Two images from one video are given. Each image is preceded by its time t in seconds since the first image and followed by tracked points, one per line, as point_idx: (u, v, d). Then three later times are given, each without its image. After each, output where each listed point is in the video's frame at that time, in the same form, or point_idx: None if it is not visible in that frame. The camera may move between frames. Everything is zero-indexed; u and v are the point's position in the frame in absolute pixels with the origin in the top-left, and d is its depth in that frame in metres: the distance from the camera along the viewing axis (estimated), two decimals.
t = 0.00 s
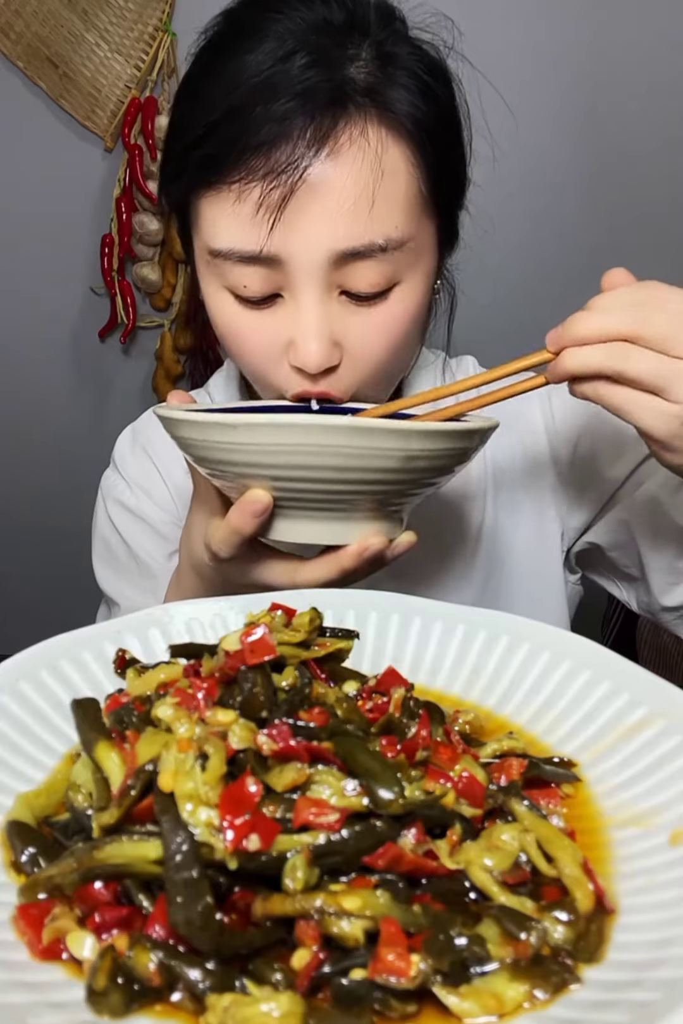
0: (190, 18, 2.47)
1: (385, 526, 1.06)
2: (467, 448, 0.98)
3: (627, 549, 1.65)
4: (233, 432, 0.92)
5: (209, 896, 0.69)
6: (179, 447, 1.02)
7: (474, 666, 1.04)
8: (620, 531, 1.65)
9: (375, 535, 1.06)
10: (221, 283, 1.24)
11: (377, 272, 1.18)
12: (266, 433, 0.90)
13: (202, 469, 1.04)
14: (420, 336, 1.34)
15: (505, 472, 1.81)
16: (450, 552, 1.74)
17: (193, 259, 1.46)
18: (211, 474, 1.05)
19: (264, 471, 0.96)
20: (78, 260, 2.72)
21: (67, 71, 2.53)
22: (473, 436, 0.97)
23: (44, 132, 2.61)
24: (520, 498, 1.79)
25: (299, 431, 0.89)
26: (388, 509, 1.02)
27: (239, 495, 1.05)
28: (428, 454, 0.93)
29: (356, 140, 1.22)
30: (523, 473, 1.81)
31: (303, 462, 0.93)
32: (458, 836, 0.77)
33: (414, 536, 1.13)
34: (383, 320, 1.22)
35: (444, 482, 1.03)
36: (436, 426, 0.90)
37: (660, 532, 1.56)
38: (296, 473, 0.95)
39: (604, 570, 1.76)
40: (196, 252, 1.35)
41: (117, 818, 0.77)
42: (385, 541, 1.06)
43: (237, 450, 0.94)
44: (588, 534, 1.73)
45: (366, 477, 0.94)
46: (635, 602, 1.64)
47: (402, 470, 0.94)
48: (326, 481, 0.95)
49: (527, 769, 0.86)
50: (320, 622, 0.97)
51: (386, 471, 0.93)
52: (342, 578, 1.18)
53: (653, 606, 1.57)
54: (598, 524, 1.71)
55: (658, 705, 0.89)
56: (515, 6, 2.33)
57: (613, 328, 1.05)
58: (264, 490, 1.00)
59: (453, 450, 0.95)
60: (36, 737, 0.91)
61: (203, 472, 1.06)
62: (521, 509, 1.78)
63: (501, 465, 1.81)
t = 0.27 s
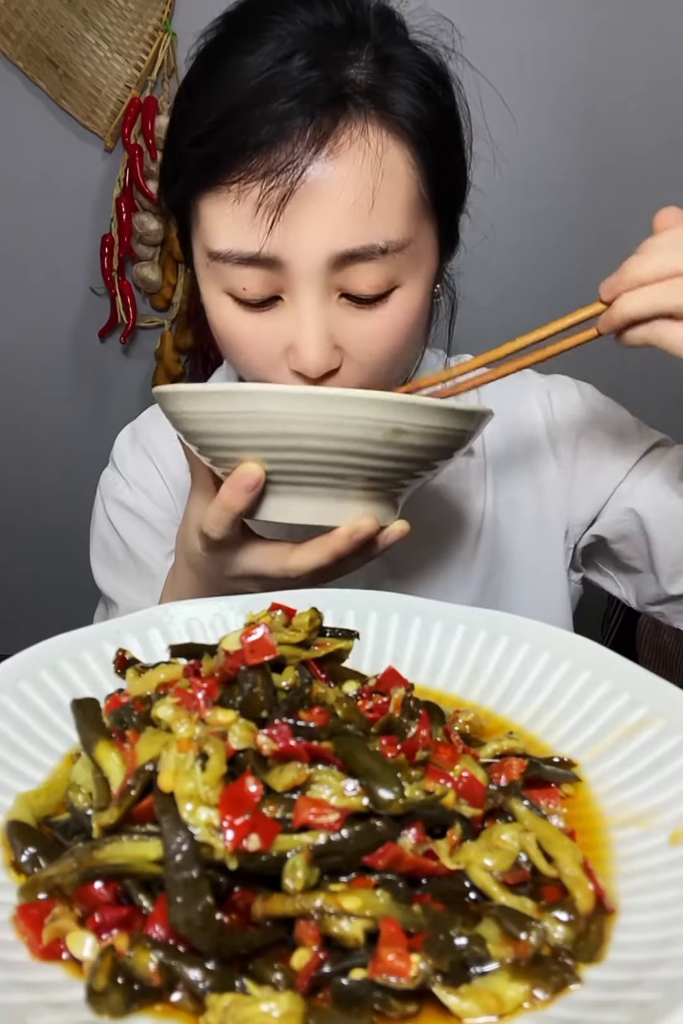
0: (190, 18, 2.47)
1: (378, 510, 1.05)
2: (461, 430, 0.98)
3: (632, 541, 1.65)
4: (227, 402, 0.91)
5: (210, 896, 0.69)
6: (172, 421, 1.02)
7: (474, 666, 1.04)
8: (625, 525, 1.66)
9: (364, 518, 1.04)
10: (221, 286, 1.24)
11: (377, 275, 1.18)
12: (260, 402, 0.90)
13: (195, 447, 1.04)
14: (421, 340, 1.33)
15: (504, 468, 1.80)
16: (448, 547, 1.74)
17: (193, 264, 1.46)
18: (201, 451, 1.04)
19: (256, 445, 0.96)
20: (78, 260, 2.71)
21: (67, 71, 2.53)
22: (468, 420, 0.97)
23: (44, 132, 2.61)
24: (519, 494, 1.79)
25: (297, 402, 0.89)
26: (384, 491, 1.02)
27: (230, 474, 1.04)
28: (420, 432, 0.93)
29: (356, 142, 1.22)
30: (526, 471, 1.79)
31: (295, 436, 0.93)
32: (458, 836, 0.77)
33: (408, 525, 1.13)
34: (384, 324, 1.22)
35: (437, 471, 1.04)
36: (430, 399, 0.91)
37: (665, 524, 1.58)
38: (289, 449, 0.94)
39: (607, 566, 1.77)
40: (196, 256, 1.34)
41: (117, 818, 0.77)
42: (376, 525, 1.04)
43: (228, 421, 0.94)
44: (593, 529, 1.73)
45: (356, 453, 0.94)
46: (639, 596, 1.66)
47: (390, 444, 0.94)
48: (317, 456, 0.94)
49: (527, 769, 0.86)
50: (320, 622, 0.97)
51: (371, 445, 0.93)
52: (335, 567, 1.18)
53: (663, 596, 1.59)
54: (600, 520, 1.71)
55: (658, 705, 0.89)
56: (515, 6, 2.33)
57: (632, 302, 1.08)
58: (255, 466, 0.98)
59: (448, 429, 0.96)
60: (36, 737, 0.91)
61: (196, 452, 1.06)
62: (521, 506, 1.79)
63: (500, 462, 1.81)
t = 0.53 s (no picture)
0: (190, 18, 2.47)
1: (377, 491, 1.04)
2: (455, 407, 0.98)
3: (637, 533, 1.66)
4: (220, 383, 0.91)
5: (210, 896, 0.69)
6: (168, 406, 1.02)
7: (474, 666, 1.04)
8: (629, 518, 1.67)
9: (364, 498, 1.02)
10: (222, 291, 1.24)
11: (378, 276, 1.17)
12: (250, 381, 0.90)
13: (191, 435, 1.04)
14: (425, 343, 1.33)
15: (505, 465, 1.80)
16: (447, 545, 1.74)
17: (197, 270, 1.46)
18: (197, 437, 1.04)
19: (249, 425, 0.95)
20: (78, 260, 2.72)
21: (67, 71, 2.53)
22: (461, 398, 0.97)
23: (44, 132, 2.61)
24: (519, 492, 1.79)
25: (287, 379, 0.88)
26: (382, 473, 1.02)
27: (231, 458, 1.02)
28: (417, 407, 0.93)
29: (354, 142, 1.22)
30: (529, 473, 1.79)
31: (286, 415, 0.92)
32: (458, 836, 0.77)
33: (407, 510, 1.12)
34: (387, 326, 1.21)
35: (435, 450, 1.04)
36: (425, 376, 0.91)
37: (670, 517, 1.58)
38: (282, 429, 0.94)
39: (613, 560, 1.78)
40: (198, 261, 1.34)
41: (117, 818, 0.77)
42: (374, 507, 1.03)
43: (220, 404, 0.94)
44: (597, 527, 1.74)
45: (350, 429, 0.93)
46: (647, 587, 1.67)
47: (386, 424, 0.94)
48: (310, 435, 0.94)
49: (527, 769, 0.86)
50: (320, 622, 0.97)
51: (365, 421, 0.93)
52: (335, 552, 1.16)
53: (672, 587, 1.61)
54: (604, 515, 1.72)
55: (658, 704, 0.89)
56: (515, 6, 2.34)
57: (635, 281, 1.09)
58: (255, 449, 0.97)
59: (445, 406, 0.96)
60: (36, 737, 0.91)
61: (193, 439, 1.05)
62: (522, 505, 1.79)
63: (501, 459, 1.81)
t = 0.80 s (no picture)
0: (190, 18, 2.47)
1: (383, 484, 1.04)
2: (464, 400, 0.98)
3: (638, 533, 1.68)
4: (224, 380, 0.91)
5: (210, 896, 0.69)
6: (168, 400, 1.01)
7: (474, 666, 1.04)
8: (631, 517, 1.68)
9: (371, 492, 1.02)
10: (225, 292, 1.23)
11: (381, 279, 1.17)
12: (251, 376, 0.89)
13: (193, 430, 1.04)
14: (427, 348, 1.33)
15: (504, 461, 1.80)
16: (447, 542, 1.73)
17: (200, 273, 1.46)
18: (199, 432, 1.03)
19: (251, 419, 0.95)
20: (78, 260, 2.71)
21: (67, 71, 2.53)
22: (470, 390, 0.98)
23: (44, 132, 2.61)
24: (520, 490, 1.78)
25: (286, 374, 0.88)
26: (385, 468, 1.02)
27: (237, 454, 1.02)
28: (423, 400, 0.93)
29: (356, 147, 1.22)
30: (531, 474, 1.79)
31: (286, 408, 0.92)
32: (458, 836, 0.77)
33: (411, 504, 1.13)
34: (389, 328, 1.21)
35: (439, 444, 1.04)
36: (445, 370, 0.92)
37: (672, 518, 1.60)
38: (284, 421, 0.94)
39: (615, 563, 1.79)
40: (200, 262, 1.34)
41: (117, 818, 0.77)
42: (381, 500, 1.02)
43: (223, 399, 0.93)
44: (599, 527, 1.75)
45: (355, 423, 0.93)
46: (649, 588, 1.68)
47: (397, 416, 0.94)
48: (314, 430, 0.94)
49: (527, 769, 0.86)
50: (320, 622, 0.97)
51: (379, 417, 0.93)
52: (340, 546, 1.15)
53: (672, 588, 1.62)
54: (605, 516, 1.73)
55: (658, 704, 0.89)
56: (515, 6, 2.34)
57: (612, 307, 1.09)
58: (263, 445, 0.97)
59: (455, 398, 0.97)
60: (36, 737, 0.91)
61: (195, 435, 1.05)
62: (523, 504, 1.79)
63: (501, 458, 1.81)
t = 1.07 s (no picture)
0: (190, 18, 2.47)
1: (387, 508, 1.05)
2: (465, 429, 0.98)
3: (640, 532, 1.67)
4: (238, 411, 0.91)
5: (209, 896, 0.69)
6: (168, 423, 1.00)
7: (474, 666, 1.04)
8: (634, 516, 1.68)
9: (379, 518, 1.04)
10: (233, 288, 1.24)
11: (389, 277, 1.18)
12: (268, 409, 0.89)
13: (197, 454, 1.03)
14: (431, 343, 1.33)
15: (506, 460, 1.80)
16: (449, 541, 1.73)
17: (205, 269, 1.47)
18: (203, 455, 1.02)
19: (262, 448, 0.95)
20: (78, 260, 2.72)
21: (68, 71, 2.53)
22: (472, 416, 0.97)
23: (44, 132, 2.61)
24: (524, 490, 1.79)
25: (302, 407, 0.89)
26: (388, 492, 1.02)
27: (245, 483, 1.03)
28: (429, 429, 0.94)
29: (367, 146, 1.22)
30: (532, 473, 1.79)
31: (299, 438, 0.92)
32: (458, 836, 0.77)
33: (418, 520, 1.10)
34: (396, 326, 1.22)
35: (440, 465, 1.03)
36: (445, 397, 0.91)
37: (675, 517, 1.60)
38: (296, 450, 0.94)
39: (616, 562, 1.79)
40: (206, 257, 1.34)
41: (117, 818, 0.77)
42: (391, 525, 1.04)
43: (236, 430, 0.93)
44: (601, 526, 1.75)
45: (363, 453, 0.94)
46: (650, 588, 1.68)
47: (405, 444, 0.94)
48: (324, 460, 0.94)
49: (527, 769, 0.86)
50: (320, 622, 0.97)
51: (389, 448, 0.94)
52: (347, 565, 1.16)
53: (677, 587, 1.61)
54: (607, 514, 1.73)
55: (658, 705, 0.89)
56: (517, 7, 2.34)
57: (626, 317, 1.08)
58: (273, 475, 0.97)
59: (452, 428, 0.96)
60: (35, 737, 0.91)
61: (197, 457, 1.05)
62: (525, 503, 1.78)
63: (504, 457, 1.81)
